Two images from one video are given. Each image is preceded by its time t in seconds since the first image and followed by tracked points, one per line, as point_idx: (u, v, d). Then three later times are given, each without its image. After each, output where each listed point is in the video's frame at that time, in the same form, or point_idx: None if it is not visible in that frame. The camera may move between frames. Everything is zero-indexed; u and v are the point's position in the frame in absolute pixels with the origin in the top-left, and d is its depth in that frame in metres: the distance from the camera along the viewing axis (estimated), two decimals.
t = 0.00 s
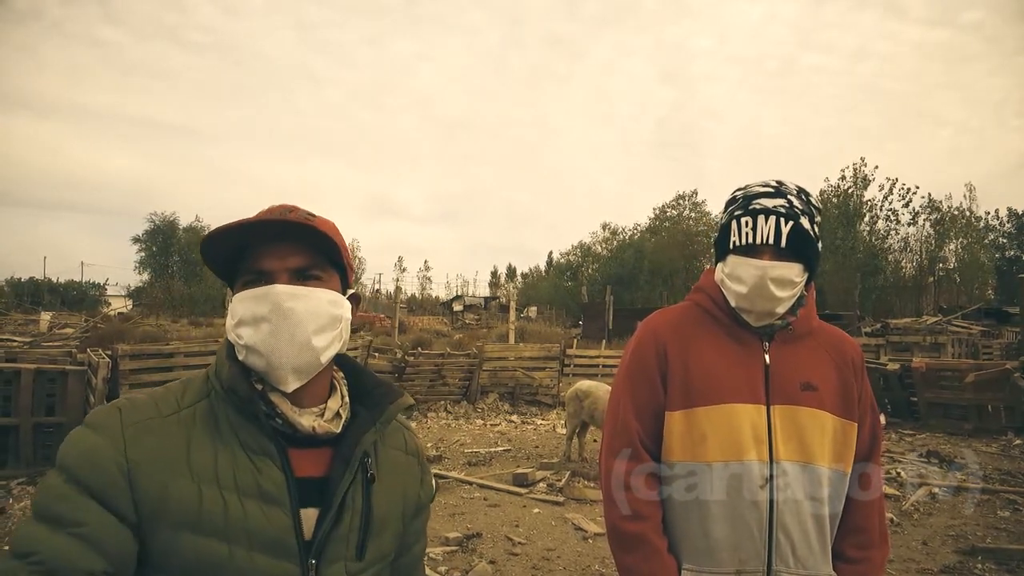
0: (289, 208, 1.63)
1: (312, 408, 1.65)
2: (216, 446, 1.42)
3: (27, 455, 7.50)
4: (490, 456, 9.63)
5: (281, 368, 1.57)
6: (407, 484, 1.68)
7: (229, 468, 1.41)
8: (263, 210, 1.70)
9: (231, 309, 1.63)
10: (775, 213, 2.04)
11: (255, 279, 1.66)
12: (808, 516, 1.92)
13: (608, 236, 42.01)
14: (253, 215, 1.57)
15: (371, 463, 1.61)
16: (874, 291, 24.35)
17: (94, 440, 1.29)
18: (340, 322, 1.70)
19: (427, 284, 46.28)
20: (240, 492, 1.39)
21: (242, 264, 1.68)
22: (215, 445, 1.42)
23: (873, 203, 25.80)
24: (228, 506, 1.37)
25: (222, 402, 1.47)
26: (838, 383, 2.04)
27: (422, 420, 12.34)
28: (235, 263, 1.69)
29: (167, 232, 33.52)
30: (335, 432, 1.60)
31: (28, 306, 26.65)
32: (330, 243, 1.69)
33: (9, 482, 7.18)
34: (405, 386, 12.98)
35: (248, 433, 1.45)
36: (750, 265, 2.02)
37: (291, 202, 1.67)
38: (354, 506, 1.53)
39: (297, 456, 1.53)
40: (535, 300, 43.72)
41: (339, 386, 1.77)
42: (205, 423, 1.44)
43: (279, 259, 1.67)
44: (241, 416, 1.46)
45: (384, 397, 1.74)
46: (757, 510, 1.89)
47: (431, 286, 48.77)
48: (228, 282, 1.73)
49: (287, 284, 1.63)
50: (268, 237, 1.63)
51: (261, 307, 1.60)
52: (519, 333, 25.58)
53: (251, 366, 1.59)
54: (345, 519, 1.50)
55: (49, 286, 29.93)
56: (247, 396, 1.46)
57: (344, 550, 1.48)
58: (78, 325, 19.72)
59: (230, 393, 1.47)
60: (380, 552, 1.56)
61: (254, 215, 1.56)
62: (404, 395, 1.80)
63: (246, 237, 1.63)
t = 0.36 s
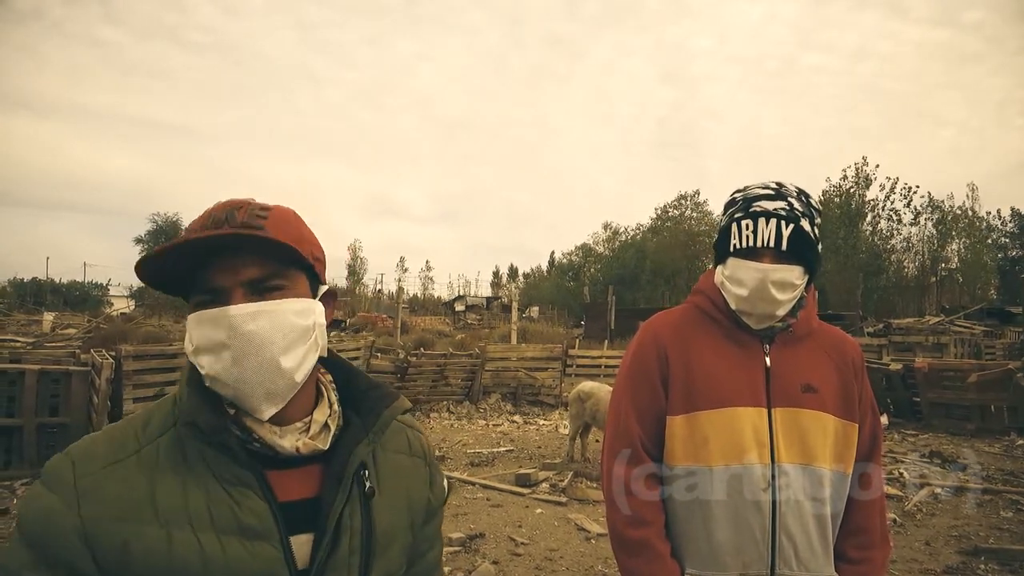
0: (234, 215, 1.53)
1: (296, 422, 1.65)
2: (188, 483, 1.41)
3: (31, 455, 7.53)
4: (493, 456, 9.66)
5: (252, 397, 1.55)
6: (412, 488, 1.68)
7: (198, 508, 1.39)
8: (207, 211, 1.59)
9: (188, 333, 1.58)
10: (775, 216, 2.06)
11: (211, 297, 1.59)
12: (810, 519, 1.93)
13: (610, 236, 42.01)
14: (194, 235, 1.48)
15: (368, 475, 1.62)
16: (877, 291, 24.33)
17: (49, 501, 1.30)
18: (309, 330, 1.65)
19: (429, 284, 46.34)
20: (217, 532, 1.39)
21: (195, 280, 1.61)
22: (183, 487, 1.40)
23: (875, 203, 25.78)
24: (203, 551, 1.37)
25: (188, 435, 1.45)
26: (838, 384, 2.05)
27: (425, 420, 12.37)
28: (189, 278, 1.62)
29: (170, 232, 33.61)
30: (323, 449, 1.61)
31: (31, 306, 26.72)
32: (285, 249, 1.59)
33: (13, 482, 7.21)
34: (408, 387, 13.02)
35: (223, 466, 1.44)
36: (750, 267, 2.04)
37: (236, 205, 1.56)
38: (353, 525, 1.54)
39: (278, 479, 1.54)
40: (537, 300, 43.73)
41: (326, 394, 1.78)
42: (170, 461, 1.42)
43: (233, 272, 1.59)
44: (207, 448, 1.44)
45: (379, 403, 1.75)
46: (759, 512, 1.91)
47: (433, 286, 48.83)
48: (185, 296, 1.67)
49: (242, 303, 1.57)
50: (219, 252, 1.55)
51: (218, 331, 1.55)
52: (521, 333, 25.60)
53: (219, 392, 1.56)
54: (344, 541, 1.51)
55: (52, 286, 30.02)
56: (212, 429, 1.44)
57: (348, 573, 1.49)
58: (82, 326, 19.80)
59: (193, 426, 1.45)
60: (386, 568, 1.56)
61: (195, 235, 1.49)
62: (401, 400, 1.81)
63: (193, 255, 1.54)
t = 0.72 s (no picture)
0: (141, 236, 1.42)
1: (266, 426, 1.63)
2: (156, 499, 1.39)
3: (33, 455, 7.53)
4: (496, 456, 9.67)
5: (206, 422, 1.48)
6: (400, 483, 1.68)
7: (166, 521, 1.37)
8: (113, 233, 1.47)
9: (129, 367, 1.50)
10: (758, 218, 2.05)
11: (139, 327, 1.49)
12: (807, 519, 1.93)
13: (611, 236, 42.00)
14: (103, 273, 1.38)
15: (347, 473, 1.59)
16: (879, 291, 24.31)
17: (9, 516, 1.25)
18: (253, 343, 1.56)
19: (431, 284, 46.35)
20: (192, 547, 1.38)
21: (120, 310, 1.50)
22: (152, 500, 1.38)
23: (877, 203, 25.74)
24: (183, 563, 1.36)
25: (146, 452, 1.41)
26: (832, 382, 2.05)
27: (427, 420, 12.38)
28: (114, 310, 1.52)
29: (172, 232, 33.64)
30: (296, 452, 1.59)
31: (34, 307, 26.76)
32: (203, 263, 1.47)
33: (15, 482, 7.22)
34: (410, 387, 13.04)
35: (192, 480, 1.42)
36: (735, 270, 2.03)
37: (143, 221, 1.45)
38: (335, 528, 1.52)
39: (251, 487, 1.51)
40: (539, 299, 43.72)
41: (297, 391, 1.75)
42: (138, 474, 1.40)
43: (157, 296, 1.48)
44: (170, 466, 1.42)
45: (353, 398, 1.72)
46: (754, 514, 1.91)
47: (435, 286, 48.85)
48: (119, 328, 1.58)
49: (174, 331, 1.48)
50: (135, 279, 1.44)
51: (154, 365, 1.47)
52: (523, 333, 25.59)
53: (163, 414, 1.49)
54: (325, 547, 1.49)
55: (55, 286, 30.06)
56: (166, 448, 1.42)
57: None
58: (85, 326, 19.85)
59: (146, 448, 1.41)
60: (375, 567, 1.56)
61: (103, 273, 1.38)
62: (375, 390, 1.79)
63: (106, 287, 1.44)
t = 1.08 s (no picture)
0: (111, 220, 1.41)
1: (240, 429, 1.62)
2: (125, 513, 1.37)
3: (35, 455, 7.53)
4: (497, 456, 9.67)
5: (179, 412, 1.50)
6: (385, 481, 1.68)
7: (137, 536, 1.36)
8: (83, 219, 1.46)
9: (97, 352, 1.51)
10: (738, 216, 2.07)
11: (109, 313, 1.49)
12: (803, 516, 1.92)
13: (613, 236, 41.94)
14: (68, 253, 1.38)
15: (327, 472, 1.59)
16: (880, 291, 24.27)
17: None
18: (224, 329, 1.57)
19: (432, 284, 46.36)
20: (166, 560, 1.37)
21: (88, 296, 1.50)
22: (121, 516, 1.37)
23: (878, 202, 25.69)
24: None
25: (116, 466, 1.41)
26: (823, 378, 2.05)
27: (428, 420, 12.38)
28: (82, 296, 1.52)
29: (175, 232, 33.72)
30: (272, 453, 1.59)
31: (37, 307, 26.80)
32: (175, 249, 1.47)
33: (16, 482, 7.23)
34: (411, 387, 13.05)
35: (163, 492, 1.41)
36: (718, 269, 2.05)
37: (114, 207, 1.44)
38: (319, 528, 1.52)
39: (226, 494, 1.50)
40: (541, 299, 43.67)
41: (271, 393, 1.74)
42: (106, 491, 1.39)
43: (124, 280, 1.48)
44: (141, 477, 1.41)
45: (331, 395, 1.72)
46: (749, 513, 1.90)
47: (436, 286, 48.85)
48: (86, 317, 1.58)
49: (142, 315, 1.48)
50: (103, 263, 1.44)
51: (125, 351, 1.48)
52: (524, 333, 25.58)
53: (132, 418, 1.49)
54: (309, 548, 1.48)
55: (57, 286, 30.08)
56: (139, 457, 1.40)
57: None
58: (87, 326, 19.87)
59: (113, 457, 1.39)
60: (362, 565, 1.56)
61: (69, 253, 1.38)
62: (355, 388, 1.79)
63: (73, 268, 1.43)
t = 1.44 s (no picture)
0: (179, 204, 1.53)
1: (258, 422, 1.62)
2: (142, 490, 1.39)
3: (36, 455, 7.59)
4: (498, 456, 9.67)
5: (209, 388, 1.51)
6: (388, 485, 1.67)
7: (152, 512, 1.37)
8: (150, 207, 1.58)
9: (141, 328, 1.55)
10: (729, 217, 2.07)
11: (163, 289, 1.57)
12: (803, 516, 1.92)
13: (614, 236, 41.91)
14: (140, 221, 1.48)
15: (335, 471, 1.59)
16: (883, 291, 24.22)
17: None
18: (264, 319, 1.63)
19: (434, 284, 46.36)
20: (178, 539, 1.37)
21: (143, 273, 1.58)
22: (140, 492, 1.38)
23: (880, 202, 25.63)
24: (164, 552, 1.35)
25: (139, 441, 1.42)
26: (819, 377, 2.05)
27: (429, 420, 12.39)
28: (137, 274, 1.60)
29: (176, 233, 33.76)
30: (287, 446, 1.58)
31: (39, 308, 26.86)
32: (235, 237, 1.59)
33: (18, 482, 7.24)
34: (412, 387, 13.06)
35: (178, 471, 1.41)
36: (710, 269, 2.05)
37: (182, 195, 1.56)
38: (322, 524, 1.51)
39: (239, 482, 1.50)
40: (543, 299, 43.67)
41: (289, 390, 1.76)
42: (126, 466, 1.40)
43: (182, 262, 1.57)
44: (162, 453, 1.42)
45: (343, 397, 1.73)
46: (750, 512, 1.89)
47: (438, 286, 48.88)
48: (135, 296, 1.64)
49: (195, 290, 1.55)
50: (163, 241, 1.53)
51: (171, 322, 1.53)
52: (526, 333, 25.57)
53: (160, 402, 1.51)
54: (312, 540, 1.48)
55: (58, 286, 30.14)
56: (162, 433, 1.42)
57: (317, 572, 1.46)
58: (90, 326, 19.90)
59: (143, 432, 1.42)
60: (361, 565, 1.55)
61: (141, 222, 1.48)
62: (366, 394, 1.79)
63: (139, 241, 1.52)
